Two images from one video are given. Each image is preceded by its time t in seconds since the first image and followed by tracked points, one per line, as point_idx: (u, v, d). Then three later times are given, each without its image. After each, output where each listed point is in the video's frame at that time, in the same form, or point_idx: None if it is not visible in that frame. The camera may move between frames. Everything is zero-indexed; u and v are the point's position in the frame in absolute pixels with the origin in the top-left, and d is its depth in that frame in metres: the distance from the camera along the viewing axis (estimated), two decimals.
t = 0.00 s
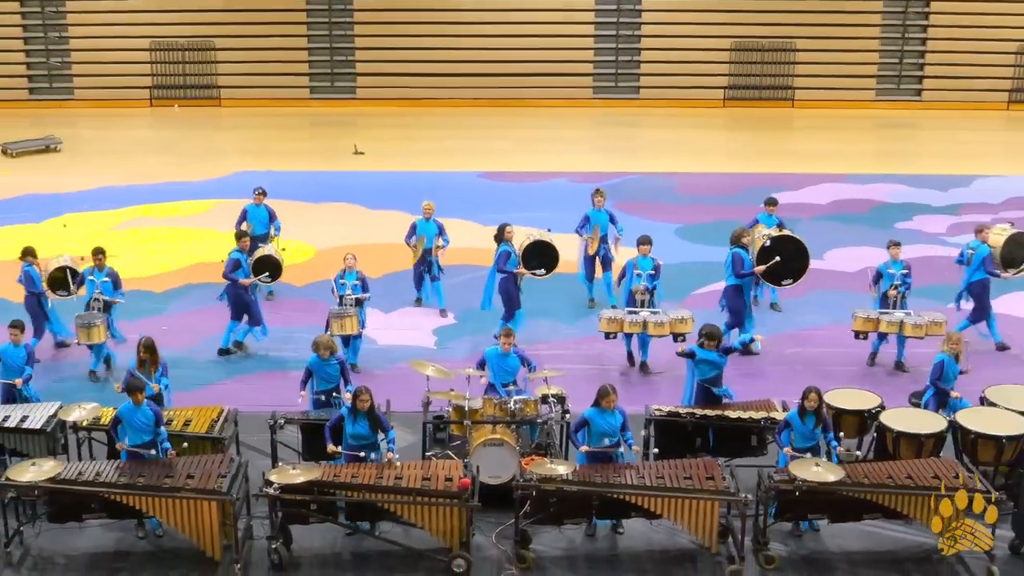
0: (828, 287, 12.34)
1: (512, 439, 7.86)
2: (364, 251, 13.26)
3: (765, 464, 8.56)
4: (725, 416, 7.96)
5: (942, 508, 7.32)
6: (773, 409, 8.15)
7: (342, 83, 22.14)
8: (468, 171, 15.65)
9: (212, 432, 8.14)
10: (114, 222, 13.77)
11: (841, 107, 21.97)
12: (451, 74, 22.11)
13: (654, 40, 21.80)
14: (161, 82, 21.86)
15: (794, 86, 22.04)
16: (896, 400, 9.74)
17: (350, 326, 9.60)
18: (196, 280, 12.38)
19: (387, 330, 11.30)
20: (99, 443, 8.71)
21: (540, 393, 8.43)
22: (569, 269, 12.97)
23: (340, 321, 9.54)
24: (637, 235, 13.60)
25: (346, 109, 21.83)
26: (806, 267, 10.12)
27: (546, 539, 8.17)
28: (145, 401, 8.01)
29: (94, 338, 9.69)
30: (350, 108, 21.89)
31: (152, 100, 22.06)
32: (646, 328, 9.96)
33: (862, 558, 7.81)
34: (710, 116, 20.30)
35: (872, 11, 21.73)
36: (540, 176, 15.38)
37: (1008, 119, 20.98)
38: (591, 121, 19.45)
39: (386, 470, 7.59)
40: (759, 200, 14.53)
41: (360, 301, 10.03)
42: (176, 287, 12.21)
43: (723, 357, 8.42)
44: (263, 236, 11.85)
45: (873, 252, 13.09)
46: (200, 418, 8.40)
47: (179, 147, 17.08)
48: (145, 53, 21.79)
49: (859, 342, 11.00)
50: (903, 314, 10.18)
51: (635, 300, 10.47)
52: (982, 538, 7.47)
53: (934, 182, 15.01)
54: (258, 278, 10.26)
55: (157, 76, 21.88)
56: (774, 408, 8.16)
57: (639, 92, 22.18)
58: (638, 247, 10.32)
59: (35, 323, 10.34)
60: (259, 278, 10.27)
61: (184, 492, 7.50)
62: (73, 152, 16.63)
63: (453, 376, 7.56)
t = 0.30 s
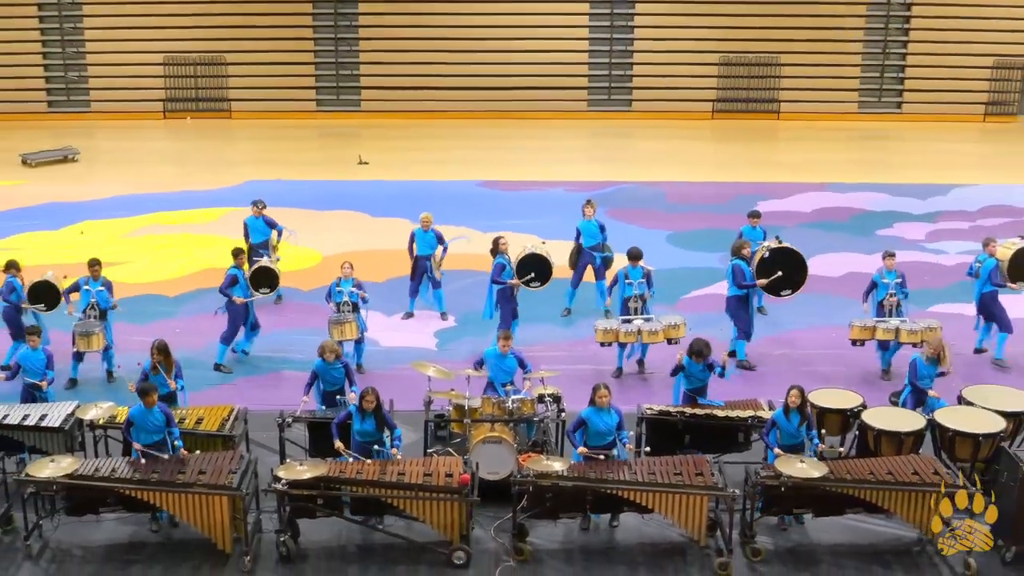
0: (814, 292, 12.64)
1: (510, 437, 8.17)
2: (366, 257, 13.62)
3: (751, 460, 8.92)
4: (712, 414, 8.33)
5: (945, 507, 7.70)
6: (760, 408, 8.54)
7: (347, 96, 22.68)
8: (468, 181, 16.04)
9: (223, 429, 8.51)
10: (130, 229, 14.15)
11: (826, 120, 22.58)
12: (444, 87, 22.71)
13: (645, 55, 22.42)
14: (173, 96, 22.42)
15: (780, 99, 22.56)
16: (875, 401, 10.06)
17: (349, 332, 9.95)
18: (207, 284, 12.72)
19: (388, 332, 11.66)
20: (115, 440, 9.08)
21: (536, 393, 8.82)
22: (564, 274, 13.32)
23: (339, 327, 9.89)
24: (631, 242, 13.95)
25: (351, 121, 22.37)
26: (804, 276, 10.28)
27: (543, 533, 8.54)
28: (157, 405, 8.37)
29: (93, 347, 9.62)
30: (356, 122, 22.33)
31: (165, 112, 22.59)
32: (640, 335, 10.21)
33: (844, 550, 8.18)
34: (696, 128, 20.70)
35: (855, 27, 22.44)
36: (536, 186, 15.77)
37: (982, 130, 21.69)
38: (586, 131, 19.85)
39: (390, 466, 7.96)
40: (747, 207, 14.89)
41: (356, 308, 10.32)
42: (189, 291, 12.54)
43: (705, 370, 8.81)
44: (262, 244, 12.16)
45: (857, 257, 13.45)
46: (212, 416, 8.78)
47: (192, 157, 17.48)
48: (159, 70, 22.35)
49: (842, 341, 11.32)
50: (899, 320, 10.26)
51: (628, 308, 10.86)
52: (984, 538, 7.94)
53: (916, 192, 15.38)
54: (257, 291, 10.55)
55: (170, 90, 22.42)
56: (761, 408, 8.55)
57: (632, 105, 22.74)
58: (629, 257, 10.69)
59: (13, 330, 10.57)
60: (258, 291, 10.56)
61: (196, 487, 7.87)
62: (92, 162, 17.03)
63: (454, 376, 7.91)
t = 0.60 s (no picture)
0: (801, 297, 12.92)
1: (508, 434, 8.56)
2: (370, 263, 14.01)
3: (738, 457, 9.33)
4: (700, 413, 8.74)
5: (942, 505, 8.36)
6: (747, 407, 8.95)
7: (352, 109, 23.69)
8: (468, 191, 16.47)
9: (234, 428, 8.91)
10: (146, 235, 14.57)
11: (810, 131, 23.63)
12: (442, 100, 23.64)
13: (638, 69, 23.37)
14: (187, 108, 23.46)
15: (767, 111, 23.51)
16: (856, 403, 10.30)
17: (354, 335, 10.34)
18: (218, 289, 13.09)
19: (392, 334, 12.07)
20: (129, 438, 9.47)
21: (532, 392, 9.24)
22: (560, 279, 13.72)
23: (344, 330, 10.25)
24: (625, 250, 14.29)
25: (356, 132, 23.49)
26: (800, 292, 10.42)
27: (540, 526, 8.94)
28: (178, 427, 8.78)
29: (107, 361, 9.86)
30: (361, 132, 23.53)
31: (179, 124, 23.63)
32: (638, 341, 10.43)
33: (827, 543, 8.57)
34: (688, 139, 21.33)
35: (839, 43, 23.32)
36: (533, 194, 16.26)
37: (960, 142, 22.57)
38: (581, 143, 20.41)
39: (393, 463, 8.35)
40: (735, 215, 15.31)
41: (361, 313, 10.72)
42: (202, 296, 12.90)
43: (695, 384, 9.05)
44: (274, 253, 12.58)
45: (837, 262, 13.78)
46: (223, 414, 9.17)
47: (203, 166, 18.04)
48: (172, 82, 23.39)
49: (825, 342, 11.62)
50: (887, 325, 10.44)
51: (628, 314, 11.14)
52: (986, 538, 8.20)
53: (892, 201, 15.81)
54: (268, 297, 10.88)
55: (184, 103, 23.48)
56: (747, 407, 8.97)
57: (624, 117, 23.71)
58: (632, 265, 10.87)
59: None
60: (268, 297, 10.89)
61: (209, 482, 8.25)
62: (109, 172, 17.62)
63: (455, 376, 8.29)
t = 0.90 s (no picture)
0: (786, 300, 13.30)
1: (505, 432, 8.99)
2: (377, 268, 14.48)
3: (726, 454, 9.77)
4: (690, 412, 9.16)
5: (942, 508, 8.80)
6: (733, 406, 9.38)
7: (357, 122, 25.42)
8: (469, 200, 17.27)
9: (246, 426, 9.34)
10: (160, 242, 15.09)
11: (790, 143, 25.30)
12: (450, 114, 25.41)
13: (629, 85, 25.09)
14: (200, 122, 25.21)
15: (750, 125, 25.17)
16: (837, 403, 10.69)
17: (365, 338, 10.70)
18: (230, 293, 13.54)
19: (395, 337, 12.51)
20: (145, 436, 9.92)
21: (530, 392, 9.66)
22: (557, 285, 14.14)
23: (355, 333, 10.63)
24: (618, 256, 14.69)
25: (362, 145, 25.24)
26: (793, 297, 10.78)
27: (537, 519, 9.37)
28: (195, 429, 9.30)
29: (126, 364, 10.25)
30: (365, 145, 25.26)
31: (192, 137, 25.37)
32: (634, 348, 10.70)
33: (810, 536, 8.99)
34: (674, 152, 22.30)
35: (816, 61, 24.95)
36: (529, 204, 17.00)
37: (937, 154, 23.88)
38: (575, 155, 21.25)
39: (396, 460, 8.77)
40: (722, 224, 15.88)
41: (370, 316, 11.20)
42: (214, 299, 13.35)
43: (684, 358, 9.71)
44: (288, 259, 13.02)
45: (819, 268, 14.16)
46: (234, 413, 9.62)
47: (215, 178, 18.80)
48: (186, 96, 25.10)
49: (809, 344, 12.04)
50: (877, 330, 10.50)
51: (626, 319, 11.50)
52: (985, 538, 8.61)
53: (874, 210, 16.54)
54: (280, 303, 11.33)
55: (196, 118, 25.23)
56: (734, 406, 9.40)
57: (617, 130, 25.43)
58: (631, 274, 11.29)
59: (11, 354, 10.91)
60: (280, 303, 11.34)
61: (221, 477, 8.66)
62: (124, 183, 18.42)
63: (455, 377, 8.68)
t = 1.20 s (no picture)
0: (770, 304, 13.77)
1: (503, 430, 9.49)
2: (382, 274, 14.97)
3: (713, 450, 10.26)
4: (678, 410, 9.66)
5: (942, 510, 9.10)
6: (720, 405, 9.88)
7: (363, 135, 26.35)
8: (467, 209, 17.77)
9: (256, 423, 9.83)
10: (175, 250, 15.58)
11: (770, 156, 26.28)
12: (450, 126, 26.30)
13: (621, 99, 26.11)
14: (215, 135, 26.12)
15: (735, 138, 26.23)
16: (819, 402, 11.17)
17: (372, 341, 11.19)
18: (242, 297, 14.02)
19: (398, 340, 12.99)
20: (160, 434, 10.41)
21: (526, 392, 10.17)
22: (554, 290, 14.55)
23: (363, 336, 11.14)
24: (610, 263, 15.17)
25: (368, 157, 26.07)
26: (775, 299, 11.18)
27: (534, 513, 9.86)
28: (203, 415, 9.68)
29: (144, 356, 10.68)
30: (371, 156, 26.14)
31: (207, 148, 26.26)
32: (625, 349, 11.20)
33: (793, 528, 9.46)
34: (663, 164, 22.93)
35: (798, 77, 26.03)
36: (526, 213, 17.50)
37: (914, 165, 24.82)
38: (569, 166, 21.81)
39: (400, 456, 9.25)
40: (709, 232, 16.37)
41: (374, 320, 11.69)
42: (226, 304, 13.83)
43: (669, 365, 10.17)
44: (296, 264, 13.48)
45: (801, 274, 14.64)
46: (245, 411, 10.13)
47: (226, 188, 19.34)
48: (200, 112, 26.02)
49: (792, 346, 12.51)
50: (859, 334, 10.97)
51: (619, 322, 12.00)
52: (984, 538, 9.03)
53: (853, 220, 17.08)
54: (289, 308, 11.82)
55: (211, 130, 26.13)
56: (721, 404, 9.88)
57: (609, 143, 26.43)
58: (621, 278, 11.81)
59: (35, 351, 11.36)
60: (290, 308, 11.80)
61: (233, 473, 9.14)
62: (141, 194, 18.93)
63: (456, 376, 9.16)
